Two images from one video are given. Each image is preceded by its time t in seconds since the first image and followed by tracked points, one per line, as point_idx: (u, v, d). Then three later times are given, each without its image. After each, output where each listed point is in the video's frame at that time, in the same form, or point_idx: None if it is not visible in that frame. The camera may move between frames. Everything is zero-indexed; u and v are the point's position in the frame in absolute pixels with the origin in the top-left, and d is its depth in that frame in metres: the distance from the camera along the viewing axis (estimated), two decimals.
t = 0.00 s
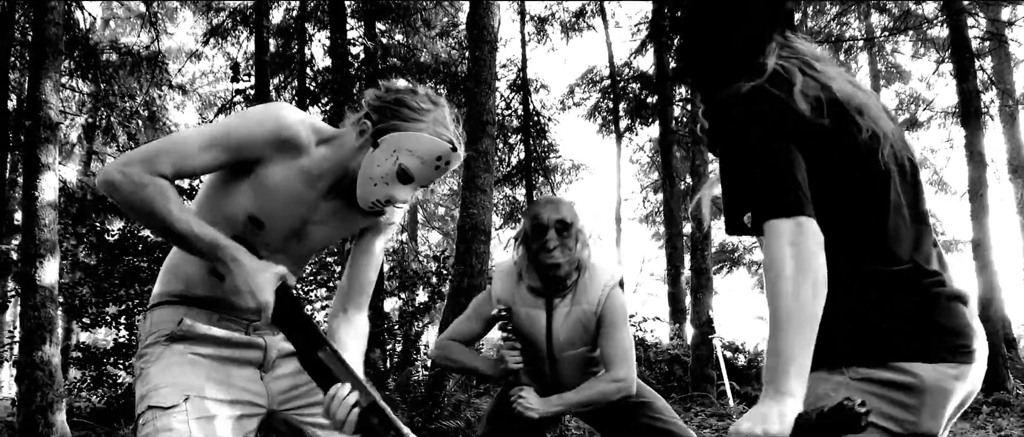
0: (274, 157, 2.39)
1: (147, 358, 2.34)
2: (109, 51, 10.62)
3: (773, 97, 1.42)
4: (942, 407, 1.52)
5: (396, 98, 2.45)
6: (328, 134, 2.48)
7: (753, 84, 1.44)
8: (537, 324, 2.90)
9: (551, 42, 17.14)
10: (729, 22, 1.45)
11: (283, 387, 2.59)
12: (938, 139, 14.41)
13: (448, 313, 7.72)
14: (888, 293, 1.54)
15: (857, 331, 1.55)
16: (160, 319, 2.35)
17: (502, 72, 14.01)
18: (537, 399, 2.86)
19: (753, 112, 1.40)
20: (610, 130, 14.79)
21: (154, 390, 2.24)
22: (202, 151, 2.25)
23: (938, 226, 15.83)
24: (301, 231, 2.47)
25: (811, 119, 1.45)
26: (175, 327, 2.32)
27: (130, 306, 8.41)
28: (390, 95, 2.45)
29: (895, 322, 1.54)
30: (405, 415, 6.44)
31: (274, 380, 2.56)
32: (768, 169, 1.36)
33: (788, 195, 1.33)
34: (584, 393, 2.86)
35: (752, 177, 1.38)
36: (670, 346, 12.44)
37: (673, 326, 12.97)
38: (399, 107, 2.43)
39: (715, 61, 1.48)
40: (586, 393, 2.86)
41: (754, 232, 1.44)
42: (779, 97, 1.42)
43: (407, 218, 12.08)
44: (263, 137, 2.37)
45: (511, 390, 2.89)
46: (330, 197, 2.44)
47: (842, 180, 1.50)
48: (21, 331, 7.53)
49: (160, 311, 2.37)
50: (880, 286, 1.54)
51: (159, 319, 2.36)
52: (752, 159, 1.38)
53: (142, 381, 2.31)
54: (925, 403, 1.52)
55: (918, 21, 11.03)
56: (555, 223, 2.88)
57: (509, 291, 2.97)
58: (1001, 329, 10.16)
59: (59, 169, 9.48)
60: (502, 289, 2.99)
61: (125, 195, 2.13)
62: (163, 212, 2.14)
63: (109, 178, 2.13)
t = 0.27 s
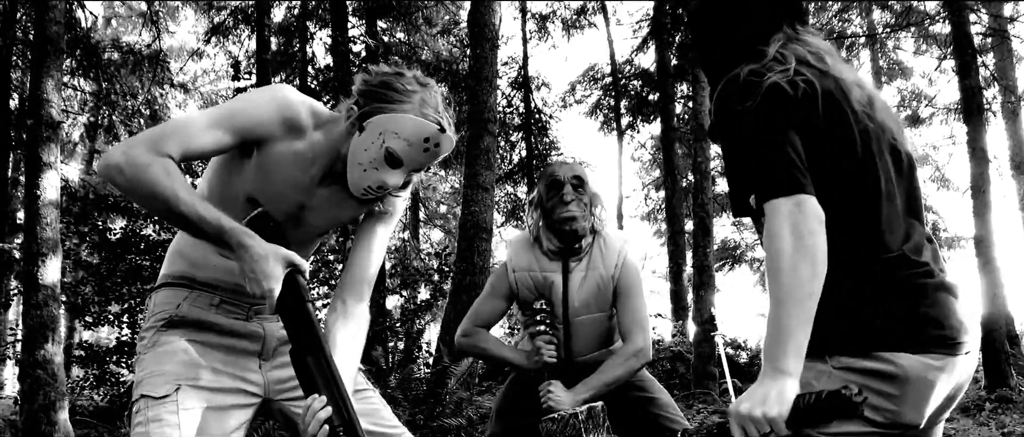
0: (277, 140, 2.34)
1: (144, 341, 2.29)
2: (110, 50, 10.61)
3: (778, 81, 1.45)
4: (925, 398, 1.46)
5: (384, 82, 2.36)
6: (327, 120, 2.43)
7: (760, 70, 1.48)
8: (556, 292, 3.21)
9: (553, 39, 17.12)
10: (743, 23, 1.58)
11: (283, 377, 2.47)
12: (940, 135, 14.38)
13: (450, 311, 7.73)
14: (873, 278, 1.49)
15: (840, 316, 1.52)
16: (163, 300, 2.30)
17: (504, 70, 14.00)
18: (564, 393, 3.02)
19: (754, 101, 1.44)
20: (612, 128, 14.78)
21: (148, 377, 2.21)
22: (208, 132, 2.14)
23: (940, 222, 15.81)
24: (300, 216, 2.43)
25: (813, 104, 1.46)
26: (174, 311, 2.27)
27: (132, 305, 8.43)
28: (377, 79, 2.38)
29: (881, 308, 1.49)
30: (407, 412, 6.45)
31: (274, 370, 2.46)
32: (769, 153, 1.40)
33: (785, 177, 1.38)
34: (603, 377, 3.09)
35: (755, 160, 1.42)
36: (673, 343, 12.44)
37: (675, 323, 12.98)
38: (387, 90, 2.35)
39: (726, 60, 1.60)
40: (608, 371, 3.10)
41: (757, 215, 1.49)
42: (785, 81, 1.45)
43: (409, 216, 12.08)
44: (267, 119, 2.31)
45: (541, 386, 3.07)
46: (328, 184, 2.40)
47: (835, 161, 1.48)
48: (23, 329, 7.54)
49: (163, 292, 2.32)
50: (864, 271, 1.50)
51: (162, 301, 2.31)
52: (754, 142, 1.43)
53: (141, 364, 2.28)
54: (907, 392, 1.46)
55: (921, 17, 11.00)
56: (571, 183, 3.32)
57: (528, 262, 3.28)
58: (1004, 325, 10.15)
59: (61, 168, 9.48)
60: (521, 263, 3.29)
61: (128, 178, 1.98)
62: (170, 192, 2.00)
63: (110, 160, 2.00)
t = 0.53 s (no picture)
0: (287, 143, 2.30)
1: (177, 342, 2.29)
2: (111, 48, 10.59)
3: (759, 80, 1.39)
4: (932, 400, 1.47)
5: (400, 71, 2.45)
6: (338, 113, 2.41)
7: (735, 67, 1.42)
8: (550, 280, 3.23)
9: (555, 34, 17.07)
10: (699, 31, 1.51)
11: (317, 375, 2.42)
12: (943, 129, 14.34)
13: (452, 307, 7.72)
14: (877, 283, 1.47)
15: (840, 320, 1.49)
16: (196, 298, 2.31)
17: (505, 66, 13.98)
18: (561, 387, 3.08)
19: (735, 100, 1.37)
20: (614, 123, 14.75)
21: (179, 375, 2.21)
22: (218, 142, 2.13)
23: (944, 216, 15.78)
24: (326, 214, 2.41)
25: (797, 103, 1.41)
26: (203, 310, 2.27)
27: (135, 303, 8.44)
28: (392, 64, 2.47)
29: (883, 311, 1.46)
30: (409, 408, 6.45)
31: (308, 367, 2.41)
32: (754, 155, 1.32)
33: (773, 182, 1.30)
34: (597, 370, 3.15)
35: (739, 162, 1.34)
36: (675, 338, 12.44)
37: (678, 318, 12.98)
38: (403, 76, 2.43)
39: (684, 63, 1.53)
40: (604, 363, 3.15)
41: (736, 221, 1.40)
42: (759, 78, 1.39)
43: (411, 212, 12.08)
44: (273, 120, 2.26)
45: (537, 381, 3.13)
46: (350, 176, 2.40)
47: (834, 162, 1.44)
48: (26, 327, 7.55)
49: (198, 290, 2.32)
50: (866, 276, 1.47)
51: (194, 299, 2.31)
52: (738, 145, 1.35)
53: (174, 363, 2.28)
54: (914, 396, 1.46)
55: (923, 10, 10.95)
56: (566, 169, 3.35)
57: (522, 250, 3.28)
58: (1008, 319, 10.13)
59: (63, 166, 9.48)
60: (513, 250, 3.29)
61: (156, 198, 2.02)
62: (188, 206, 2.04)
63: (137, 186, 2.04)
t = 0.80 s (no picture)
0: (296, 129, 2.33)
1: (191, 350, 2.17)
2: (112, 44, 10.57)
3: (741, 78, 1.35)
4: (955, 395, 1.47)
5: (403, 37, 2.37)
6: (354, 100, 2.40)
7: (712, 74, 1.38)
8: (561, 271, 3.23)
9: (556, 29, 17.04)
10: (671, 49, 1.45)
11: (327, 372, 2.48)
12: (945, 123, 14.31)
13: (454, 302, 7.73)
14: (901, 276, 1.46)
15: (861, 310, 1.47)
16: (198, 302, 2.20)
17: (507, 60, 13.97)
18: (570, 381, 3.07)
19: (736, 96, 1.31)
20: (616, 117, 14.74)
21: (206, 388, 2.10)
22: (230, 122, 2.19)
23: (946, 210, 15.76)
24: (339, 200, 2.39)
25: (796, 94, 1.38)
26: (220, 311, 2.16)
27: (137, 298, 8.44)
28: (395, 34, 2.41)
29: (892, 317, 1.46)
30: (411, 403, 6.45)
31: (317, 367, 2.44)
32: (768, 147, 1.27)
33: (790, 171, 1.27)
34: (607, 365, 3.14)
35: (739, 158, 1.30)
36: (677, 333, 12.45)
37: (680, 313, 12.99)
38: (403, 42, 2.37)
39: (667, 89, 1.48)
40: (614, 357, 3.15)
41: (751, 213, 1.36)
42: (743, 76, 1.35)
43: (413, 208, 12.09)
44: (285, 106, 2.30)
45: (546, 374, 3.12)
46: (365, 166, 2.41)
47: (841, 149, 1.43)
48: (29, 323, 7.57)
49: (199, 293, 2.21)
50: (889, 268, 1.46)
51: (197, 302, 2.20)
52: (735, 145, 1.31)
53: (189, 377, 2.16)
54: (938, 389, 1.45)
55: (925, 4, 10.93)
56: (576, 157, 3.40)
57: (535, 238, 3.29)
58: (1010, 314, 10.12)
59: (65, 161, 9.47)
60: (525, 238, 3.29)
61: (158, 163, 2.03)
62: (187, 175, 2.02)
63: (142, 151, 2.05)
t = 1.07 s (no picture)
0: (301, 119, 2.26)
1: (209, 339, 2.17)
2: (112, 38, 10.52)
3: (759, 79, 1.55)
4: (951, 385, 1.64)
5: (398, 25, 2.46)
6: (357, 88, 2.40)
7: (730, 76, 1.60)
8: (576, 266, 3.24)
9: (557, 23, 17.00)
10: (698, 55, 1.71)
11: (348, 366, 2.39)
12: (946, 118, 14.31)
13: (455, 297, 7.75)
14: (892, 270, 1.66)
15: (861, 308, 1.68)
16: (222, 292, 2.19)
17: (507, 55, 13.95)
18: (576, 376, 3.14)
19: (754, 101, 1.51)
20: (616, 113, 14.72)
21: (219, 380, 2.09)
22: (234, 115, 2.09)
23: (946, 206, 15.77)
24: (351, 190, 2.40)
25: (802, 93, 1.57)
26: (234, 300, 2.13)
27: (137, 292, 8.45)
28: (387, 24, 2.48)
29: (890, 317, 1.67)
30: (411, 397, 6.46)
31: (339, 360, 2.36)
32: (773, 136, 1.47)
33: (794, 155, 1.44)
34: (613, 361, 3.19)
35: (754, 146, 1.50)
36: (677, 328, 12.47)
37: (680, 308, 13.01)
38: (398, 29, 2.46)
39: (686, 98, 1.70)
40: (620, 354, 3.19)
41: (764, 199, 1.54)
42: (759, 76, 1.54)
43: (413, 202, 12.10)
44: (289, 97, 2.22)
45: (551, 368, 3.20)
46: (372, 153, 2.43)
47: (847, 154, 1.62)
48: (30, 317, 7.59)
49: (224, 282, 2.19)
50: (883, 264, 1.66)
51: (220, 293, 2.19)
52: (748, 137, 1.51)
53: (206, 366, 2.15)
54: (936, 379, 1.64)
55: None
56: (600, 150, 3.34)
57: (553, 228, 3.28)
58: (1010, 309, 10.13)
59: (64, 156, 9.46)
60: (544, 228, 3.28)
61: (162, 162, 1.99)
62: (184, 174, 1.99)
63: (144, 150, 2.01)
